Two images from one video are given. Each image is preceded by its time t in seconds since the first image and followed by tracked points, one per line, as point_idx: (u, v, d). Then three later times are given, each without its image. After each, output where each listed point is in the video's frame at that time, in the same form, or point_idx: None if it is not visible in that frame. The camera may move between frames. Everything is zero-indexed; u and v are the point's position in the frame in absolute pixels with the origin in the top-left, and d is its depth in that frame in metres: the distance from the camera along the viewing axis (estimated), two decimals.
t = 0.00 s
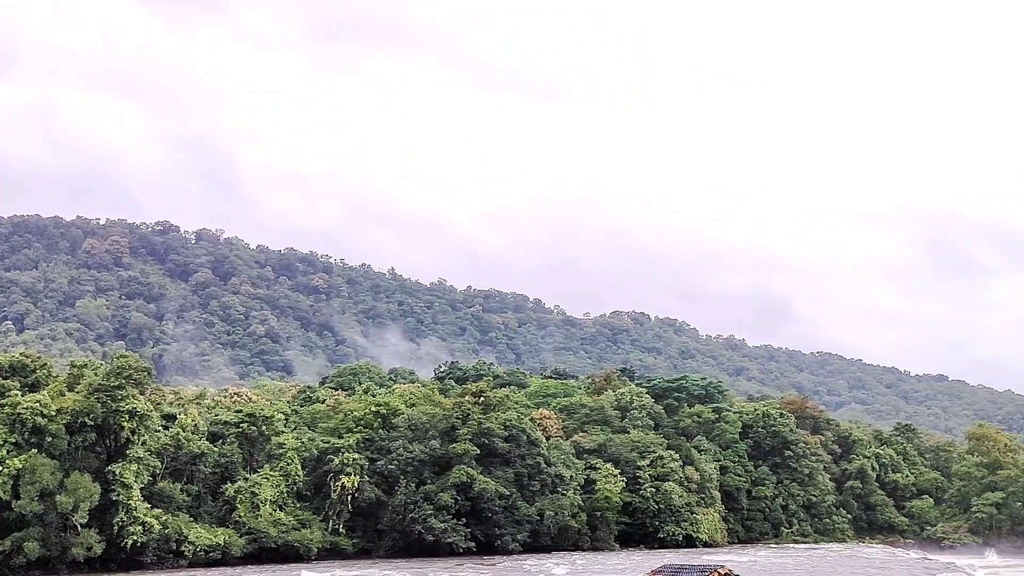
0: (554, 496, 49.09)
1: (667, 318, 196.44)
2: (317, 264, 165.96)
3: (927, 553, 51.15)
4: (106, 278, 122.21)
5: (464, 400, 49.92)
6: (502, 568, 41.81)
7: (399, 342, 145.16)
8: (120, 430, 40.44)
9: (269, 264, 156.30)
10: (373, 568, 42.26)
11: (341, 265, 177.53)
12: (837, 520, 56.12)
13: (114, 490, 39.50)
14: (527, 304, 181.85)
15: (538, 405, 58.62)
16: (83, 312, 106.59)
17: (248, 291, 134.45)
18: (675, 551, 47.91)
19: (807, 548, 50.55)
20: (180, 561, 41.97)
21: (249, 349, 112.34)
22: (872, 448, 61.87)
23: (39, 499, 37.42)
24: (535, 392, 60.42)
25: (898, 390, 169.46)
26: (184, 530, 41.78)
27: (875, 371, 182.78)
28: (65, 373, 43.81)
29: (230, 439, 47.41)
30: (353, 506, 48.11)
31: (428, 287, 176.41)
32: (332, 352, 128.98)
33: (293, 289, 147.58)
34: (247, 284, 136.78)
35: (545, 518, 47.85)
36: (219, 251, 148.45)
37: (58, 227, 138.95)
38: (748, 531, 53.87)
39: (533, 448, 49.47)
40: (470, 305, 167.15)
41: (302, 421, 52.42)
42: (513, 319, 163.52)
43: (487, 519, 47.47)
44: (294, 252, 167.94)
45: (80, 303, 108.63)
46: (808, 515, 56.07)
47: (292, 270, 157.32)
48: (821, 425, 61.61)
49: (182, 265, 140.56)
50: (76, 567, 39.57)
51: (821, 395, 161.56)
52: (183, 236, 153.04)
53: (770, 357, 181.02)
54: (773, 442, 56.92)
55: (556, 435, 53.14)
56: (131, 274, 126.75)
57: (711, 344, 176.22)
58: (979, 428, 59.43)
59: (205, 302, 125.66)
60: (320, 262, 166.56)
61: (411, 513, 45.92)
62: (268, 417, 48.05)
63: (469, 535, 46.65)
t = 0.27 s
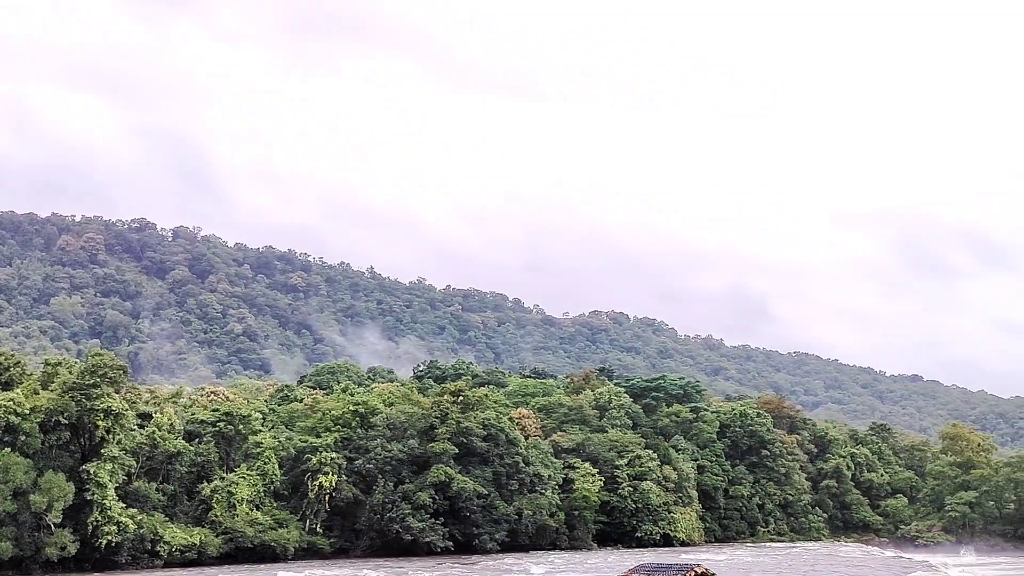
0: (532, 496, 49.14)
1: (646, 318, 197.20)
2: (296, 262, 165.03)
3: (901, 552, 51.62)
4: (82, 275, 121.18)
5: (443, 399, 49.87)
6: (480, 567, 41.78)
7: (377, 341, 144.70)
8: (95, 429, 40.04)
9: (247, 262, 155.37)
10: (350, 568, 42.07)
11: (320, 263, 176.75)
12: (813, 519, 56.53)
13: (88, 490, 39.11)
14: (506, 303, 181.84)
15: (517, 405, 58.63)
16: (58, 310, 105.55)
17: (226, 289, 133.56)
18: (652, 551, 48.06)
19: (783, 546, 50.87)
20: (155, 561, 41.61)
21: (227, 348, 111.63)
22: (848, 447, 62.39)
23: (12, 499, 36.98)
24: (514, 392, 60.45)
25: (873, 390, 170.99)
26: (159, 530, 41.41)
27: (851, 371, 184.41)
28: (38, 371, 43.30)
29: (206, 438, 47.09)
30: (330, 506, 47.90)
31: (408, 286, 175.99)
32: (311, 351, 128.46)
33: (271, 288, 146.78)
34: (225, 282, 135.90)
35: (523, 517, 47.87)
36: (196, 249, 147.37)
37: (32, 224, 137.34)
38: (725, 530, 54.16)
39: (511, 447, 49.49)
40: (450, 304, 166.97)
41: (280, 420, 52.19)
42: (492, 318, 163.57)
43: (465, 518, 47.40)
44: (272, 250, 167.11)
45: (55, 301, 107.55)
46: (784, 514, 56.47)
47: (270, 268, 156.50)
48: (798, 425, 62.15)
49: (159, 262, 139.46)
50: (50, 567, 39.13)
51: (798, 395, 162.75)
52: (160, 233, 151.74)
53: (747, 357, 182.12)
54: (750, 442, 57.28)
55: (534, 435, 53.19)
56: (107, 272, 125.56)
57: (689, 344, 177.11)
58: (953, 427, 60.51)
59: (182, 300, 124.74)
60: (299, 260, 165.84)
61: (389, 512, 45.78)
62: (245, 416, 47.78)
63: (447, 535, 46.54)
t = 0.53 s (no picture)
0: (506, 494, 49.16)
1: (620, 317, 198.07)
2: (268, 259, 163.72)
3: (870, 548, 52.22)
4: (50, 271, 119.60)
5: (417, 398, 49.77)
6: (453, 565, 41.72)
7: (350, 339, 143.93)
8: (64, 427, 39.49)
9: (219, 258, 154.00)
10: (323, 567, 41.80)
11: (293, 260, 175.58)
12: (784, 517, 57.07)
13: (56, 489, 38.54)
14: (480, 301, 181.72)
15: (491, 403, 58.65)
16: (25, 306, 104.05)
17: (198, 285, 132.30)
18: (625, 548, 48.27)
19: (754, 544, 51.29)
20: (124, 560, 41.11)
21: (198, 345, 110.49)
22: (818, 445, 63.04)
23: None
24: (488, 390, 60.47)
25: (844, 388, 172.83)
26: (129, 529, 40.92)
27: (822, 370, 186.29)
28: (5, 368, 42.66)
29: (177, 436, 46.65)
30: (303, 504, 47.60)
31: (382, 283, 175.30)
32: (283, 349, 127.59)
33: (243, 285, 145.60)
34: (196, 279, 134.60)
35: (497, 515, 47.87)
36: (167, 245, 145.80)
37: None
38: (697, 527, 54.51)
39: (485, 445, 49.48)
40: (424, 302, 166.62)
41: (252, 418, 51.83)
42: (466, 316, 163.47)
43: (438, 517, 47.28)
44: (245, 247, 165.80)
45: (22, 297, 105.99)
46: (756, 512, 56.99)
47: (242, 265, 155.23)
48: (770, 423, 62.78)
49: (129, 258, 137.87)
50: (17, 567, 38.54)
51: (769, 394, 164.12)
52: (130, 229, 149.95)
53: (720, 356, 183.44)
54: (723, 440, 57.71)
55: (508, 433, 53.22)
56: (75, 268, 123.91)
57: (662, 343, 178.03)
58: (921, 425, 60.60)
59: (152, 297, 123.35)
60: (272, 257, 164.65)
61: (362, 511, 45.55)
62: (217, 414, 47.41)
63: (421, 533, 46.40)
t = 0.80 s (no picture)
0: (482, 492, 49.14)
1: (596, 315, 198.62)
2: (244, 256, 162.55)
3: (843, 545, 52.73)
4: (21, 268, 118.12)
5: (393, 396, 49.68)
6: (429, 563, 41.66)
7: (325, 337, 143.27)
8: (35, 425, 39.02)
9: (194, 255, 152.74)
10: (298, 565, 41.54)
11: (269, 257, 174.49)
12: (758, 514, 57.51)
13: (28, 487, 38.02)
14: (457, 299, 181.51)
15: (468, 401, 58.66)
16: None
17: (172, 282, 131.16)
18: (601, 546, 48.42)
19: (729, 541, 51.60)
20: (96, 560, 40.63)
21: (172, 342, 109.59)
22: (792, 443, 63.55)
23: None
24: (465, 388, 60.49)
25: (818, 387, 174.33)
26: (101, 528, 40.48)
27: (797, 369, 187.82)
28: None
29: (151, 434, 46.28)
30: (278, 503, 47.31)
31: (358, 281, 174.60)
32: (258, 347, 126.78)
33: (219, 282, 144.55)
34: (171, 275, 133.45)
35: (473, 513, 47.82)
36: (141, 241, 144.41)
37: None
38: (673, 525, 54.77)
39: (461, 443, 49.46)
40: (401, 300, 166.25)
41: (227, 416, 51.52)
42: (443, 314, 163.31)
43: (414, 515, 47.15)
44: (220, 244, 164.58)
45: None
46: (730, 509, 57.36)
47: (217, 262, 154.04)
48: (745, 422, 63.28)
49: (102, 254, 136.45)
50: None
51: (744, 392, 165.23)
52: (103, 225, 148.36)
53: (695, 354, 184.48)
54: (698, 438, 58.06)
55: (485, 431, 53.23)
56: (48, 264, 122.43)
57: (639, 341, 178.75)
58: (893, 424, 60.53)
59: (126, 294, 122.15)
60: (247, 254, 163.53)
61: (338, 509, 45.33)
62: (191, 412, 47.06)
63: (397, 531, 46.25)
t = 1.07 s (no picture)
0: (464, 489, 49.12)
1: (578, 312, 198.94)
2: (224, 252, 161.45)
3: (821, 541, 53.12)
4: None
5: (374, 392, 49.66)
6: (410, 559, 41.62)
7: (306, 333, 142.74)
8: (12, 421, 38.55)
9: (174, 250, 151.63)
10: (278, 563, 41.37)
11: (250, 253, 173.50)
12: (738, 510, 57.82)
13: (4, 484, 37.40)
14: (439, 296, 181.26)
15: (449, 398, 58.62)
16: None
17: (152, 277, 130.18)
18: (582, 542, 48.56)
19: (709, 537, 51.84)
20: (75, 557, 40.19)
21: (152, 339, 108.90)
22: (772, 440, 63.94)
23: None
24: (447, 384, 60.47)
25: (797, 384, 175.45)
26: (79, 525, 40.12)
27: (777, 366, 188.95)
28: None
29: (129, 431, 45.95)
30: (258, 500, 47.02)
31: (340, 277, 173.90)
32: (238, 343, 126.12)
33: (198, 278, 143.60)
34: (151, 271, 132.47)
35: (454, 510, 47.79)
36: (120, 236, 143.18)
37: None
38: (653, 521, 54.95)
39: (443, 440, 49.44)
40: (382, 296, 165.88)
41: (206, 412, 51.25)
42: (425, 311, 163.16)
43: (395, 512, 47.01)
44: (200, 239, 163.51)
45: None
46: (711, 506, 57.61)
47: (197, 257, 153.06)
48: (725, 419, 63.61)
49: (81, 250, 135.22)
50: None
51: (724, 389, 166.06)
52: (81, 220, 146.98)
53: (676, 351, 185.22)
54: (679, 435, 58.33)
55: (466, 428, 53.23)
56: (25, 259, 121.14)
57: (620, 338, 179.25)
58: (872, 420, 61.50)
59: (104, 290, 121.13)
60: (228, 250, 162.55)
61: (318, 506, 45.13)
62: (170, 409, 46.81)
63: (378, 528, 46.12)
